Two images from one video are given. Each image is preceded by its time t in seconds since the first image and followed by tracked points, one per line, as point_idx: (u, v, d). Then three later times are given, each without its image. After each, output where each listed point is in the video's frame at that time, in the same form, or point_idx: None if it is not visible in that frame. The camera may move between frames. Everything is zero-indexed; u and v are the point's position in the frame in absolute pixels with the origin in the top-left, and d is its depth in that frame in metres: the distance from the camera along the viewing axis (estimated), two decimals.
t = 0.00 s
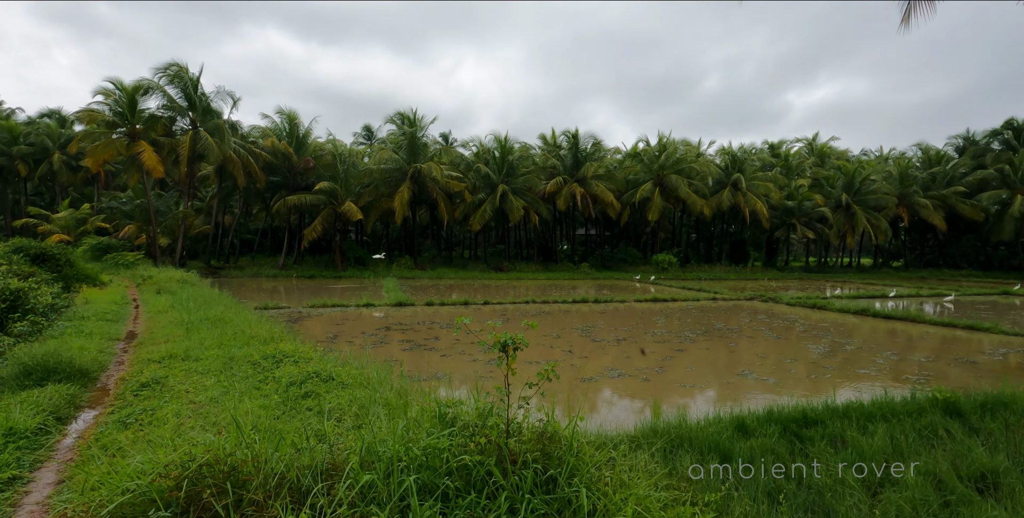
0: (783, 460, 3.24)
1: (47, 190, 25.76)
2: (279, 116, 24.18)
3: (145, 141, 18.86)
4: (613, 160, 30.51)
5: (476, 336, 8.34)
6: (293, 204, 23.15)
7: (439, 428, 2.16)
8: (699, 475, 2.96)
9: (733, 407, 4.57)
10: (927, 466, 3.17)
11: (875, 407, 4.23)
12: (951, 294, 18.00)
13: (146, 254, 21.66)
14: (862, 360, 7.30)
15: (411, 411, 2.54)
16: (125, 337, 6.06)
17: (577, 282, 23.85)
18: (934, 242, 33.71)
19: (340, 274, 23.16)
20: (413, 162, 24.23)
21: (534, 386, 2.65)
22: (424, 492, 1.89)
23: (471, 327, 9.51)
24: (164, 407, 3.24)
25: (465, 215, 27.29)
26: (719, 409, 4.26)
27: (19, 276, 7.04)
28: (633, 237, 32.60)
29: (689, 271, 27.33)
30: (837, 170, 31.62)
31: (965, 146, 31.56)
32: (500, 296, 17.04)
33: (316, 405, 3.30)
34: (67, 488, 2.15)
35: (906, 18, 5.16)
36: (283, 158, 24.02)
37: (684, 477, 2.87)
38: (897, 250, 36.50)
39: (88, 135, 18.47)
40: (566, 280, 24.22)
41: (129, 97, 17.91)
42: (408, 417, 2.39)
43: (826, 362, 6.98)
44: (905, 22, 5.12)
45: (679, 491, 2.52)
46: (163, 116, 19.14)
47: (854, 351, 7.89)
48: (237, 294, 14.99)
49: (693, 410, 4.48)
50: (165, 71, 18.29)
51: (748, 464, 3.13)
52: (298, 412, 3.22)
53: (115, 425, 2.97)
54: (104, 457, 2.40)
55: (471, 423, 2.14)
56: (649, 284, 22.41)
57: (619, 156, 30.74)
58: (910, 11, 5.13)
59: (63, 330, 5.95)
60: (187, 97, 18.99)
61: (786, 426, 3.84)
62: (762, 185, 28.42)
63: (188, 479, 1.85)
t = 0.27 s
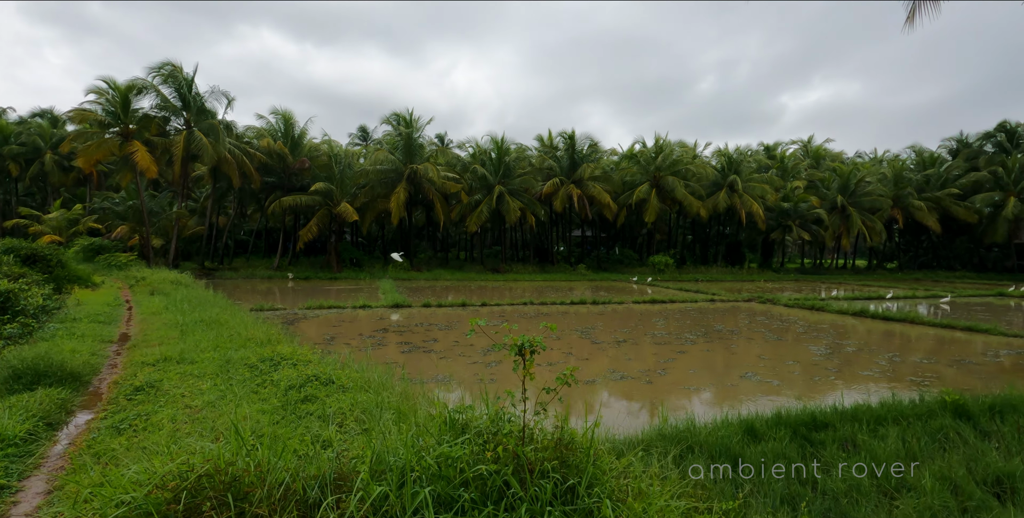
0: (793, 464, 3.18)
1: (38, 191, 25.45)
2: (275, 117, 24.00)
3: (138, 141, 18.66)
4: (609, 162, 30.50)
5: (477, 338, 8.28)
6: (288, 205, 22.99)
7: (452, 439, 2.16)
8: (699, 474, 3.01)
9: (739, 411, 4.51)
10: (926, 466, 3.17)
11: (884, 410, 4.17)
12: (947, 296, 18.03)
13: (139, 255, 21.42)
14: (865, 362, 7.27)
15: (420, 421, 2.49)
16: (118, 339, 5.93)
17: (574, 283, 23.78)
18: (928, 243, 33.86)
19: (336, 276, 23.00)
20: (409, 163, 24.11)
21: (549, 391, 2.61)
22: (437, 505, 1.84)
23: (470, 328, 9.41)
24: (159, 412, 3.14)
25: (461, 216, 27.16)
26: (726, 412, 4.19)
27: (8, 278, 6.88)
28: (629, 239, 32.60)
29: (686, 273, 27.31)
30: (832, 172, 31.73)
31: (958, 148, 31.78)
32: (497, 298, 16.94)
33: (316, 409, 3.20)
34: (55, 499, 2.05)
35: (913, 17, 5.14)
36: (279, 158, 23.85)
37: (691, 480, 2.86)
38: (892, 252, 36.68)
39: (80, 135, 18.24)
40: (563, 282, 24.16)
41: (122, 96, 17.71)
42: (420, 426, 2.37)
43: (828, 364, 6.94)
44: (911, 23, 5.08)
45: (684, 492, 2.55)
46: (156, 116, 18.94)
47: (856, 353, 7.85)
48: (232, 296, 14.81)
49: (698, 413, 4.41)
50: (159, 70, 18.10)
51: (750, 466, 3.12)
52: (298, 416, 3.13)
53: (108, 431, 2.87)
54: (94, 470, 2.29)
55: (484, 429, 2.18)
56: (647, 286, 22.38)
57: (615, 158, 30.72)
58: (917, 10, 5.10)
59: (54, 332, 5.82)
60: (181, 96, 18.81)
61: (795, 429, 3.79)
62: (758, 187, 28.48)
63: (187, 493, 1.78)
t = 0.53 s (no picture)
0: (806, 472, 3.13)
1: (27, 191, 25.11)
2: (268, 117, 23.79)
3: (130, 141, 18.42)
4: (605, 163, 30.46)
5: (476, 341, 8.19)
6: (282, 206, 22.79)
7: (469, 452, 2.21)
8: (698, 474, 3.04)
9: (747, 416, 4.45)
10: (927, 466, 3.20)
11: (893, 414, 4.11)
12: (942, 298, 18.09)
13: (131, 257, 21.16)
14: (866, 364, 7.23)
15: (433, 435, 2.47)
16: (110, 344, 5.78)
17: (570, 285, 23.69)
18: (920, 245, 34.06)
19: (330, 278, 22.81)
20: (405, 164, 23.97)
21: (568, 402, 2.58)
22: None
23: (468, 331, 9.30)
24: (153, 420, 3.02)
25: (456, 217, 27.03)
26: (734, 418, 4.13)
27: None
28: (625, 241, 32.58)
29: (681, 275, 27.31)
30: (826, 174, 31.86)
31: (950, 151, 32.02)
32: (493, 300, 16.83)
33: (316, 417, 3.10)
34: (42, 517, 1.95)
35: (917, 17, 5.11)
36: (273, 159, 23.65)
37: (701, 488, 2.82)
38: (884, 253, 36.89)
39: (71, 135, 17.99)
40: (559, 284, 24.09)
41: (114, 96, 17.48)
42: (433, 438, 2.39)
43: (830, 367, 6.88)
44: (915, 23, 5.04)
45: (695, 502, 2.54)
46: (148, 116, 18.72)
47: (857, 356, 7.80)
48: (225, 298, 14.63)
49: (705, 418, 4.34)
50: (151, 70, 17.89)
51: (748, 466, 3.13)
52: (297, 425, 3.03)
53: (100, 441, 2.76)
54: (87, 485, 2.18)
55: (501, 440, 2.22)
56: (643, 287, 22.33)
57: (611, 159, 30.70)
58: (923, 9, 5.06)
59: (44, 336, 5.67)
60: (174, 97, 18.60)
61: (805, 435, 3.72)
62: (753, 188, 28.55)
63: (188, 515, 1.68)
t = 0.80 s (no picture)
0: (812, 477, 3.10)
1: (13, 194, 24.69)
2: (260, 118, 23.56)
3: (119, 143, 18.15)
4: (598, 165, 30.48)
5: (473, 344, 8.10)
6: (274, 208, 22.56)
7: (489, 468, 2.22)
8: (699, 474, 3.06)
9: (751, 419, 4.39)
10: (926, 465, 3.19)
11: (898, 417, 4.07)
12: (934, 298, 18.20)
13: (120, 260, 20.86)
14: (865, 366, 7.21)
15: (444, 445, 2.45)
16: (99, 350, 5.63)
17: (565, 287, 23.63)
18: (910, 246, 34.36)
19: (323, 280, 22.60)
20: (398, 166, 23.82)
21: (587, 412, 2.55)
22: None
23: (465, 334, 9.20)
24: (145, 430, 2.91)
25: (450, 219, 26.90)
26: (739, 422, 4.07)
27: None
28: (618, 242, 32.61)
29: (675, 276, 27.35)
30: (818, 175, 32.07)
31: (939, 152, 32.35)
32: (488, 303, 16.73)
33: (315, 426, 3.01)
34: None
35: (918, 18, 5.10)
36: (264, 161, 23.42)
37: (708, 492, 2.80)
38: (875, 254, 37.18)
39: (58, 136, 17.70)
40: (553, 285, 24.02)
41: (102, 97, 17.22)
42: (447, 447, 2.41)
43: (830, 368, 6.85)
44: (915, 24, 5.02)
45: (708, 511, 2.51)
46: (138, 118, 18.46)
47: (855, 357, 7.78)
48: (217, 302, 14.41)
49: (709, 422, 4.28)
50: (141, 71, 17.65)
51: (748, 466, 3.15)
52: (296, 434, 2.92)
53: (90, 453, 2.65)
54: (77, 504, 2.07)
55: (518, 451, 2.24)
56: (637, 289, 22.34)
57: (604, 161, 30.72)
58: (922, 11, 5.07)
59: (30, 342, 5.51)
60: (164, 98, 18.36)
61: (812, 440, 3.67)
62: (746, 190, 28.66)
63: None
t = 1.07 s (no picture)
0: (819, 479, 3.07)
1: None
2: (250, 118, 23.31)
3: (106, 142, 17.86)
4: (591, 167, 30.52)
5: (468, 346, 8.03)
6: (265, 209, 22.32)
7: (509, 476, 2.19)
8: (699, 474, 3.06)
9: (753, 422, 4.34)
10: (926, 465, 3.20)
11: (900, 419, 4.04)
12: (923, 300, 18.38)
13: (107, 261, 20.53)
14: (861, 368, 7.21)
15: (451, 453, 2.40)
16: (86, 353, 5.49)
17: (558, 288, 23.62)
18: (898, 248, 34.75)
19: (314, 282, 22.38)
20: (390, 166, 23.67)
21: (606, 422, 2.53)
22: None
23: (459, 336, 9.11)
24: (136, 436, 2.81)
25: (443, 220, 26.78)
26: (742, 424, 4.03)
27: None
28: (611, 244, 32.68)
29: (667, 278, 27.44)
30: (808, 178, 32.36)
31: (926, 156, 32.78)
32: (482, 304, 16.67)
33: (313, 431, 2.92)
34: None
35: (917, 19, 5.11)
36: (255, 161, 23.17)
37: (715, 496, 2.76)
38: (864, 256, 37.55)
39: (43, 135, 17.39)
40: (546, 287, 23.98)
41: (89, 95, 16.94)
42: (461, 451, 2.41)
43: (827, 370, 6.84)
44: (914, 26, 5.02)
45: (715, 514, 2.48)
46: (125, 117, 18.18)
47: (851, 359, 7.78)
48: (206, 304, 14.20)
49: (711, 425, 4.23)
50: (128, 69, 17.39)
51: (748, 465, 3.15)
52: (294, 440, 2.82)
53: (78, 460, 2.54)
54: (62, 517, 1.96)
55: (535, 459, 2.23)
56: (630, 290, 22.36)
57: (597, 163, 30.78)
58: (920, 13, 5.09)
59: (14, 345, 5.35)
60: (152, 96, 18.10)
61: (817, 443, 3.63)
62: (738, 192, 28.80)
63: None
